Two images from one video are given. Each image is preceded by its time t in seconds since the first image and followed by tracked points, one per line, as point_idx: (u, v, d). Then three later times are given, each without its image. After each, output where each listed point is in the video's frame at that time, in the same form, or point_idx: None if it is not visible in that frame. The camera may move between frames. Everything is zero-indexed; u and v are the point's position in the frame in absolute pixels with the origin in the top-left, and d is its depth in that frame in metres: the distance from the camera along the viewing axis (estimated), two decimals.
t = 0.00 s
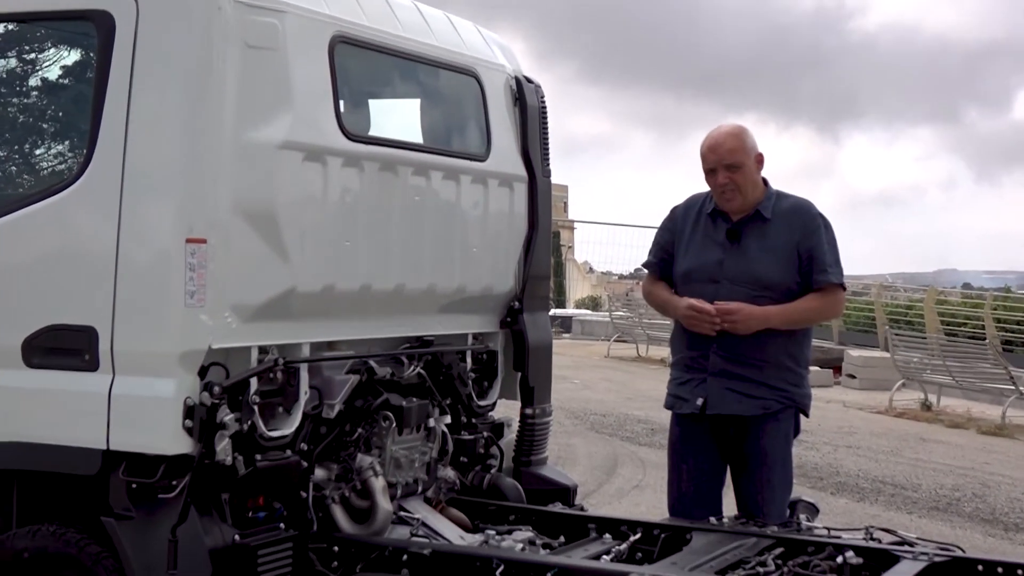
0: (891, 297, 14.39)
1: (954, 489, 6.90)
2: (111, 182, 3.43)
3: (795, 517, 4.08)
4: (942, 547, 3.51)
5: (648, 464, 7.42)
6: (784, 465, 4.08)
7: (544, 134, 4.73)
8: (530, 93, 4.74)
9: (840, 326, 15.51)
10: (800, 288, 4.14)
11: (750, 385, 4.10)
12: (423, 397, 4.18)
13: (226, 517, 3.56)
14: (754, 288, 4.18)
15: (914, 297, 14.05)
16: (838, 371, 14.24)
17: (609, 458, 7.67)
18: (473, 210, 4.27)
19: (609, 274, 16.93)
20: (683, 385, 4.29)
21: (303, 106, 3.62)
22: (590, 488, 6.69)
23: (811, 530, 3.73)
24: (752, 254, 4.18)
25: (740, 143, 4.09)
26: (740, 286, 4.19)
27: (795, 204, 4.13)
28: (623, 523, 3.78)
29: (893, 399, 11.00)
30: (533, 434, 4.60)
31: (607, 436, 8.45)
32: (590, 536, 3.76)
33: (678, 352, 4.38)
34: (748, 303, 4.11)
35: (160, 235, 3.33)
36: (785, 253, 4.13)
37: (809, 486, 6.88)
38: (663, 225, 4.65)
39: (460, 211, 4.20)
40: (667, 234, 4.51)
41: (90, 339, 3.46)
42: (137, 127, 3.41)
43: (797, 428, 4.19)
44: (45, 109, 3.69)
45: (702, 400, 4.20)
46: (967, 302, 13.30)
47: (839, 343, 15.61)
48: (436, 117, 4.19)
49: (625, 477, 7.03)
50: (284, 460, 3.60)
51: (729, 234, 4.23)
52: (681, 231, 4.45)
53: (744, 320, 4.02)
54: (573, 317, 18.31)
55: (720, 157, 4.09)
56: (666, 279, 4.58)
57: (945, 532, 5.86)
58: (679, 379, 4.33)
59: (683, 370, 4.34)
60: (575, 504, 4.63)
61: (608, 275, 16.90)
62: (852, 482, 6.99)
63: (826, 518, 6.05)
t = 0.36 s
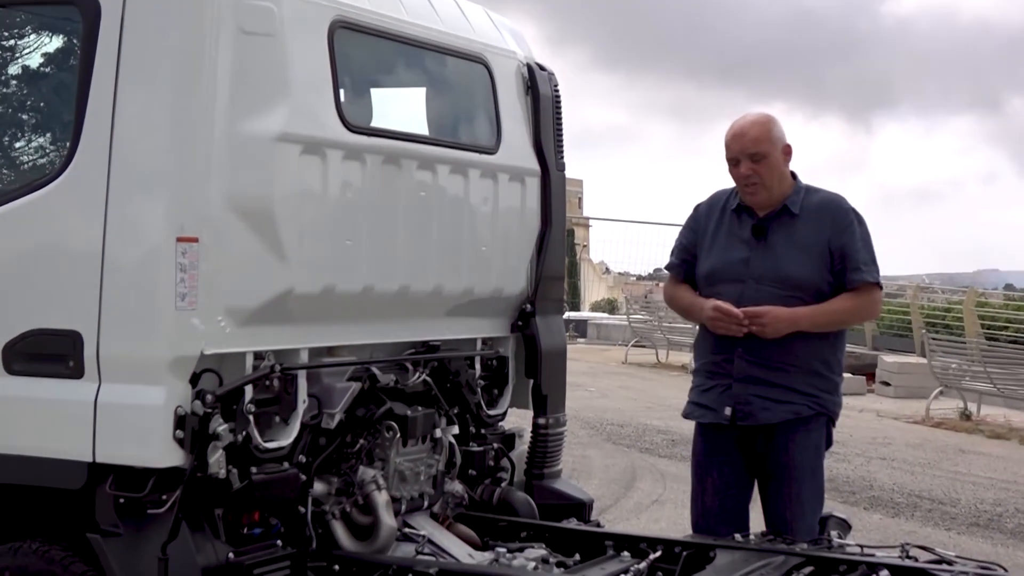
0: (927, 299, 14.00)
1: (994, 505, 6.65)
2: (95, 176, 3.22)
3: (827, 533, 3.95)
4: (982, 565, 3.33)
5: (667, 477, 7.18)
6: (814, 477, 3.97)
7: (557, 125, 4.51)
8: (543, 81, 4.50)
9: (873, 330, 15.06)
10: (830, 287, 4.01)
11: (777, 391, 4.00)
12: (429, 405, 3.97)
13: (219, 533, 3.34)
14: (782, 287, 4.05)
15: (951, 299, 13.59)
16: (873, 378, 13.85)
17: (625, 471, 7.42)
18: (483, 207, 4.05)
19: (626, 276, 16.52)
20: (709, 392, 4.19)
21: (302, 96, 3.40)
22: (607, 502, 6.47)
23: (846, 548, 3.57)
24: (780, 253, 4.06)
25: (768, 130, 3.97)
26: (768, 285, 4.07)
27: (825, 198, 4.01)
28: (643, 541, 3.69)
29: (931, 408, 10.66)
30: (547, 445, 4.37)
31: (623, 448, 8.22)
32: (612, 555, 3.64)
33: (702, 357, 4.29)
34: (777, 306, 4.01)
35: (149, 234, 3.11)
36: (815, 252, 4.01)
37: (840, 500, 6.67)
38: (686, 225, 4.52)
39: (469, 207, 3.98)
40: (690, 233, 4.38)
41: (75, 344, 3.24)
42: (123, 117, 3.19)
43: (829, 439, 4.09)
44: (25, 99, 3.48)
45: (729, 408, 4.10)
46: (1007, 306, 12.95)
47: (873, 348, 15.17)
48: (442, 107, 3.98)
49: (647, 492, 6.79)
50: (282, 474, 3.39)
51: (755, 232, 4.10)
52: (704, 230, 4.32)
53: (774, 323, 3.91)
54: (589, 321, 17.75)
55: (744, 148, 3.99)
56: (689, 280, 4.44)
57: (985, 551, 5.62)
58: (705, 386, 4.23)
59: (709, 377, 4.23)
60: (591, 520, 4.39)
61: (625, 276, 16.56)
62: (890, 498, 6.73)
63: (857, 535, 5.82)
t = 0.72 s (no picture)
0: (935, 301, 14.02)
1: (1001, 506, 6.65)
2: (102, 176, 3.22)
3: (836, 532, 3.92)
4: (990, 567, 3.32)
5: (674, 478, 7.18)
6: (822, 481, 4.00)
7: (565, 125, 4.50)
8: (551, 82, 4.50)
9: (881, 332, 15.02)
10: (839, 294, 4.05)
11: (788, 398, 4.03)
12: (436, 406, 3.97)
13: (225, 533, 3.35)
14: (792, 295, 4.09)
15: (959, 301, 13.58)
16: (879, 379, 13.85)
17: (632, 472, 7.42)
18: (490, 208, 4.04)
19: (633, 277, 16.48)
20: (717, 398, 4.21)
21: (309, 96, 3.40)
22: (614, 504, 6.47)
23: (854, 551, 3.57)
24: (789, 261, 4.09)
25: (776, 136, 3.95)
26: (777, 293, 4.11)
27: (834, 205, 4.02)
28: (650, 542, 3.70)
29: (938, 409, 10.65)
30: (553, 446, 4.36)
31: (630, 449, 8.22)
32: (618, 556, 3.64)
33: (713, 362, 4.32)
34: (787, 313, 4.02)
35: (156, 233, 3.12)
36: (824, 259, 4.04)
37: (847, 502, 6.67)
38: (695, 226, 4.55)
39: (476, 208, 3.98)
40: (699, 238, 4.41)
41: (82, 343, 3.24)
42: (130, 118, 3.20)
43: (838, 442, 4.12)
44: (32, 98, 3.48)
45: (739, 413, 4.12)
46: (1016, 308, 12.91)
47: (881, 350, 15.14)
48: (450, 108, 3.98)
49: (654, 493, 6.79)
50: (288, 475, 3.39)
51: (764, 240, 4.13)
52: (713, 234, 4.35)
53: (784, 332, 3.94)
54: (596, 322, 17.74)
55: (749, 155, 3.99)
56: (698, 284, 4.48)
57: (992, 553, 5.63)
58: (714, 391, 4.26)
59: (718, 381, 4.26)
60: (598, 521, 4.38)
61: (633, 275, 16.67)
62: (897, 499, 6.73)
63: (865, 537, 5.82)
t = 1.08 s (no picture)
0: (940, 298, 14.03)
1: (1006, 503, 6.64)
2: (105, 174, 3.22)
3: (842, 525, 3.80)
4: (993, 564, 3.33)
5: (678, 476, 7.18)
6: (827, 479, 4.01)
7: (568, 122, 4.50)
8: (554, 79, 4.50)
9: (884, 329, 15.01)
10: (845, 292, 4.06)
11: (792, 396, 4.04)
12: (439, 404, 3.96)
13: (228, 531, 3.34)
14: (798, 291, 4.10)
15: (963, 299, 13.59)
16: (882, 376, 13.84)
17: (636, 469, 7.42)
18: (493, 205, 4.04)
19: (637, 274, 16.44)
20: (720, 394, 4.22)
21: (313, 94, 3.40)
22: (618, 501, 6.47)
23: (857, 548, 3.57)
24: (795, 258, 4.10)
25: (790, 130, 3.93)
26: (783, 289, 4.12)
27: (842, 203, 4.04)
28: (653, 540, 3.70)
29: (942, 406, 10.65)
30: (556, 443, 4.35)
31: (633, 447, 8.22)
32: (621, 554, 3.65)
33: (717, 359, 4.32)
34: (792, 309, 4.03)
35: (158, 231, 3.11)
36: (830, 257, 4.05)
37: (851, 499, 6.67)
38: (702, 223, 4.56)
39: (480, 205, 3.98)
40: (705, 235, 4.42)
41: (85, 341, 3.24)
42: (133, 116, 3.19)
43: (842, 439, 4.12)
44: (36, 97, 3.48)
45: (743, 409, 4.13)
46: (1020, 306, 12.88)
47: (885, 348, 15.13)
48: (454, 106, 3.98)
49: (658, 490, 6.79)
50: (291, 473, 3.39)
51: (771, 237, 4.14)
52: (720, 231, 4.36)
53: (790, 329, 3.95)
54: (600, 320, 17.73)
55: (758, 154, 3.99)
56: (704, 280, 4.49)
57: (996, 549, 5.63)
58: (718, 387, 4.26)
59: (722, 377, 4.27)
60: (602, 519, 4.38)
61: (637, 274, 16.67)
62: (902, 496, 6.73)
63: (869, 534, 5.83)
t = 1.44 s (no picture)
0: (942, 294, 14.03)
1: (1008, 499, 6.64)
2: (105, 171, 3.21)
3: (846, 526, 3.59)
4: (995, 560, 3.33)
5: (680, 472, 7.19)
6: (830, 475, 4.00)
7: (569, 118, 4.49)
8: (554, 75, 4.49)
9: (886, 324, 15.00)
10: (848, 286, 4.06)
11: (794, 391, 4.04)
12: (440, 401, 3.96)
13: (229, 528, 3.34)
14: (800, 286, 4.10)
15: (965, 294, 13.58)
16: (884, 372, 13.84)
17: (638, 465, 7.42)
18: (494, 201, 4.04)
19: (639, 270, 16.44)
20: (726, 391, 4.24)
21: (313, 90, 3.39)
22: (619, 497, 6.47)
23: (858, 544, 3.56)
24: (797, 252, 4.10)
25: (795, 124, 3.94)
26: (785, 284, 4.12)
27: (844, 198, 4.04)
28: (655, 536, 3.69)
29: (944, 402, 10.65)
30: (557, 440, 4.35)
31: (635, 443, 8.23)
32: (622, 550, 3.65)
33: (720, 355, 4.32)
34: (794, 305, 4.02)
35: (159, 229, 3.11)
36: (832, 251, 4.05)
37: (853, 495, 6.67)
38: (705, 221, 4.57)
39: (480, 202, 3.97)
40: (708, 232, 4.44)
41: (86, 339, 3.23)
42: (133, 114, 3.19)
43: (845, 435, 4.13)
44: (37, 94, 3.48)
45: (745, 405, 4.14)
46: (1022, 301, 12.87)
47: (886, 343, 15.13)
48: (455, 102, 3.97)
49: (660, 486, 6.80)
50: (293, 470, 3.39)
51: (773, 231, 4.15)
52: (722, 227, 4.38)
53: (793, 326, 3.94)
54: (602, 316, 17.72)
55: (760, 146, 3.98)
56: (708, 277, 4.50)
57: (998, 545, 5.63)
58: (722, 384, 4.27)
59: (725, 373, 4.28)
60: (604, 515, 4.38)
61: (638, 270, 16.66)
62: (903, 491, 6.73)
63: (871, 529, 5.83)
